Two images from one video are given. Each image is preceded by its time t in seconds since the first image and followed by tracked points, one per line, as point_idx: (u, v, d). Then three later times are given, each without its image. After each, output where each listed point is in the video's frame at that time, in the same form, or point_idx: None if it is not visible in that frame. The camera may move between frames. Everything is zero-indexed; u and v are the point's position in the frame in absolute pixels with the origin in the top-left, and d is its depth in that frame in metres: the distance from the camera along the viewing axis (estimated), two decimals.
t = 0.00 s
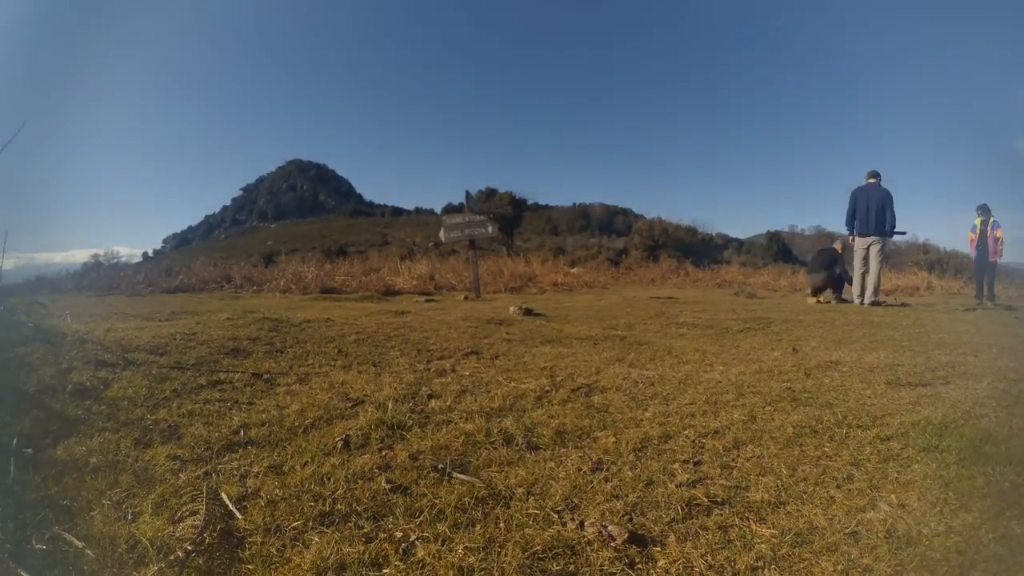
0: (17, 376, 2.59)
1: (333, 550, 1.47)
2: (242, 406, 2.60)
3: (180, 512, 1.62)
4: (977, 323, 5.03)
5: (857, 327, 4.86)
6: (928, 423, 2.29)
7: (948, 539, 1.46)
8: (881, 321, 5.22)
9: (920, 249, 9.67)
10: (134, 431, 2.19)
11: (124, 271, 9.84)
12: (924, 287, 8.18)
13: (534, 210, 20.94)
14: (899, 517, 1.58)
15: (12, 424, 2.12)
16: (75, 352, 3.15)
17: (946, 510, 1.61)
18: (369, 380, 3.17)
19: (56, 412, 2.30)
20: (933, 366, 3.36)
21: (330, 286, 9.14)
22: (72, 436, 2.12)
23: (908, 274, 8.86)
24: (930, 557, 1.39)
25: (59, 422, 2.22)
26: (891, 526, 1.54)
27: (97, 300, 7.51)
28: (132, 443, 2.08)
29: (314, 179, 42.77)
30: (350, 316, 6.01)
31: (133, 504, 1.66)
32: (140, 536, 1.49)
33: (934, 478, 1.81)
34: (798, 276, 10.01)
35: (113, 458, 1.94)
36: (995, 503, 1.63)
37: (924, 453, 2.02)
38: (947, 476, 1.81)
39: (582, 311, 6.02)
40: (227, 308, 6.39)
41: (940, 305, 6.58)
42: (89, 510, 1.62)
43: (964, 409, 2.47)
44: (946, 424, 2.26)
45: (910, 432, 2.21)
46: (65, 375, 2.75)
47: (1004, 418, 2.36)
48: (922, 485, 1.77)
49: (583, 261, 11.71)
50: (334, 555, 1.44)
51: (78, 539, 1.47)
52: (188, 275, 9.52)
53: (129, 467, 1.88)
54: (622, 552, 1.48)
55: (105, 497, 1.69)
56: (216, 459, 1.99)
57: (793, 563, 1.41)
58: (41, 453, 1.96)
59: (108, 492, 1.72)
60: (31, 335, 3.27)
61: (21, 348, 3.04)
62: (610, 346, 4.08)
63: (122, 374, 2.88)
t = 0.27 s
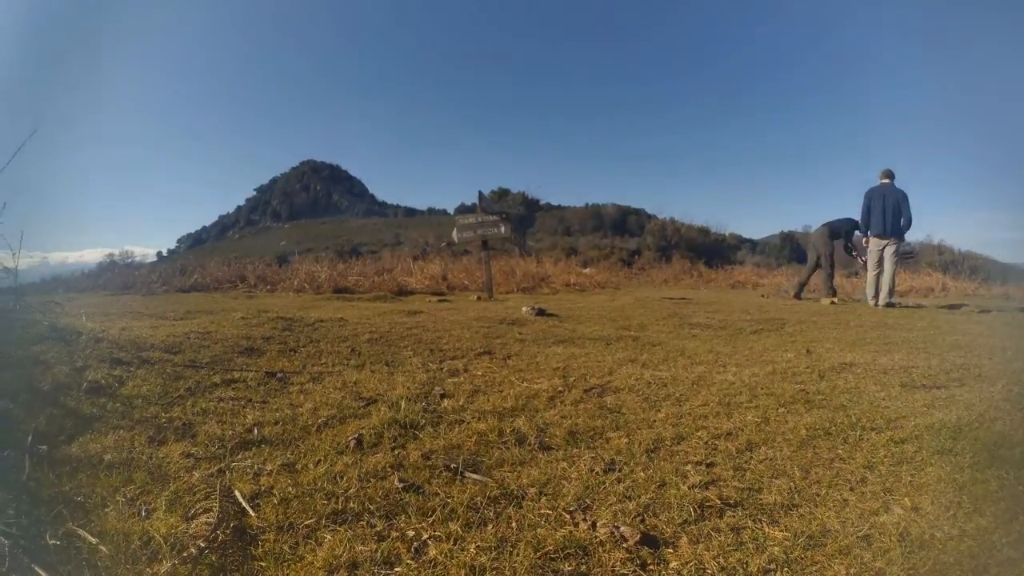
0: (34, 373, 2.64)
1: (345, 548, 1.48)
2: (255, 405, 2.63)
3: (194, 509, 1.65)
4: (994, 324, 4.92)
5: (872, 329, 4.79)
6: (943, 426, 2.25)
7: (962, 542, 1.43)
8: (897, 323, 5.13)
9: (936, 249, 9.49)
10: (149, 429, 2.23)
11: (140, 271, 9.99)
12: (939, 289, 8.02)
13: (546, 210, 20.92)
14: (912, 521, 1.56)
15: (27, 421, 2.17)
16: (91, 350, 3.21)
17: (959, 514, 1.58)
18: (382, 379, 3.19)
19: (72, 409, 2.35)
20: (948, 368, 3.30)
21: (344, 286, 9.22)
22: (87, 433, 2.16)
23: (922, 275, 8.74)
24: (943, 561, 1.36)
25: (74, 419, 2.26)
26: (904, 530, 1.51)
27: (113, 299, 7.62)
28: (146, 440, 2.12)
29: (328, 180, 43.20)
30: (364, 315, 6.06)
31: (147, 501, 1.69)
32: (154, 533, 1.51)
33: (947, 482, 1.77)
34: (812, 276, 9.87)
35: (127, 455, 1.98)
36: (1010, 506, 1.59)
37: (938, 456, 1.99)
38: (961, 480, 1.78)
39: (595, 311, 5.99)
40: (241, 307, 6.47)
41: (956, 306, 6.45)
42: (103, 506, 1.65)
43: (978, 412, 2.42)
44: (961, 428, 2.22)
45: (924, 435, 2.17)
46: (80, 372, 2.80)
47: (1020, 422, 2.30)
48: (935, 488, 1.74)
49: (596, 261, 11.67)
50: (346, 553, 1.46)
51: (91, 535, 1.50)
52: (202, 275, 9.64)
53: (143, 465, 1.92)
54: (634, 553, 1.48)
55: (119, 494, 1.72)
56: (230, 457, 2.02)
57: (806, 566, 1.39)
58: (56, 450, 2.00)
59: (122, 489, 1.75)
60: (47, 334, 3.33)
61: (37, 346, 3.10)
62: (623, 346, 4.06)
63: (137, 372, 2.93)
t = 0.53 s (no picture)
0: (50, 371, 2.69)
1: (357, 547, 1.50)
2: (269, 403, 2.67)
3: (207, 506, 1.68)
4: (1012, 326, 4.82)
5: (886, 331, 4.71)
6: (957, 430, 2.21)
7: (974, 547, 1.41)
8: (915, 325, 5.04)
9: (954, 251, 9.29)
10: (162, 427, 2.27)
11: (155, 271, 10.13)
12: (953, 292, 7.87)
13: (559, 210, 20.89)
14: (925, 525, 1.53)
15: (43, 418, 2.21)
16: (106, 348, 3.27)
17: (972, 518, 1.55)
18: (395, 379, 3.22)
19: (89, 406, 2.40)
20: (963, 371, 3.24)
21: (357, 286, 9.30)
22: (101, 430, 2.20)
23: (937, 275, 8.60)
24: (955, 565, 1.34)
25: (89, 417, 2.30)
26: (917, 534, 1.48)
27: (129, 299, 7.74)
28: (160, 438, 2.16)
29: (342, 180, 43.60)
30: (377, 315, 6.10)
31: (161, 497, 1.72)
32: (167, 529, 1.54)
33: (961, 486, 1.74)
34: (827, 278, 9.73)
35: (141, 453, 2.02)
36: None
37: (952, 460, 1.95)
38: (974, 484, 1.74)
39: (608, 312, 5.97)
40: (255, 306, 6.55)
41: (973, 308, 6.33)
42: (117, 502, 1.68)
43: (993, 415, 2.37)
44: (975, 431, 2.18)
45: (937, 439, 2.13)
46: (95, 371, 2.85)
47: None
48: (949, 492, 1.70)
49: (608, 262, 11.62)
50: (358, 552, 1.47)
51: (105, 531, 1.52)
52: (216, 275, 9.75)
53: (157, 462, 1.95)
54: (646, 555, 1.47)
55: (133, 491, 1.75)
56: (243, 455, 2.05)
57: (818, 570, 1.37)
58: (71, 446, 2.03)
59: (136, 486, 1.78)
60: (63, 332, 3.39)
61: (53, 344, 3.15)
62: (635, 347, 4.04)
63: (151, 370, 2.98)
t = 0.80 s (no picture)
0: (64, 370, 2.73)
1: (368, 545, 1.51)
2: (281, 402, 2.70)
3: (219, 504, 1.70)
4: None
5: (899, 332, 4.64)
6: (971, 432, 2.17)
7: (986, 551, 1.38)
8: (930, 326, 4.95)
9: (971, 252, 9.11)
10: (175, 424, 2.29)
11: (169, 271, 10.25)
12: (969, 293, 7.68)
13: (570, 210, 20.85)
14: (937, 528, 1.51)
15: (56, 415, 2.23)
16: (120, 347, 3.31)
17: (985, 521, 1.52)
18: (406, 378, 3.24)
19: (103, 404, 2.44)
20: (976, 372, 3.18)
21: (368, 285, 9.37)
22: (114, 427, 2.23)
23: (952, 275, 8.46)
24: (968, 569, 1.32)
25: (101, 415, 2.33)
26: (929, 537, 1.46)
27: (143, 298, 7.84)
28: (173, 435, 2.19)
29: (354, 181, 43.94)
30: (389, 314, 6.14)
31: (173, 494, 1.74)
32: (180, 525, 1.56)
33: (973, 488, 1.71)
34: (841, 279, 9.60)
35: (155, 450, 2.04)
36: None
37: (965, 462, 1.92)
38: (987, 486, 1.71)
39: (620, 312, 5.95)
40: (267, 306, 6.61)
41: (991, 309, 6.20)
42: (130, 498, 1.70)
43: (1008, 417, 2.33)
44: (990, 434, 2.14)
45: (950, 441, 2.10)
46: (108, 369, 2.88)
47: None
48: (962, 495, 1.67)
49: (620, 262, 11.56)
50: (369, 550, 1.49)
51: (118, 527, 1.54)
52: (228, 275, 9.85)
53: (170, 459, 1.97)
54: (657, 556, 1.47)
55: (145, 487, 1.77)
56: (255, 453, 2.08)
57: (830, 573, 1.36)
58: (84, 444, 2.06)
59: (149, 483, 1.80)
60: (77, 331, 3.43)
61: (67, 343, 3.20)
62: (646, 348, 4.02)
63: (164, 369, 3.03)
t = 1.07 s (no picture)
0: (78, 369, 2.78)
1: (380, 544, 1.53)
2: (294, 401, 2.74)
3: (232, 501, 1.73)
4: None
5: (913, 334, 4.56)
6: (986, 436, 2.13)
7: (999, 556, 1.35)
8: (948, 328, 4.85)
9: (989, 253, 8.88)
10: (189, 422, 2.33)
11: (184, 271, 10.39)
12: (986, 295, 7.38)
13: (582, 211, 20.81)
14: (951, 532, 1.48)
15: (71, 413, 2.27)
16: (134, 346, 3.36)
17: (999, 526, 1.49)
18: (419, 378, 3.26)
19: (118, 402, 2.49)
20: (993, 374, 3.12)
21: (381, 285, 9.44)
22: (129, 425, 2.27)
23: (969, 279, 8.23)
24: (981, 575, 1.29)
25: (115, 413, 2.37)
26: (942, 541, 1.44)
27: (158, 297, 7.96)
28: (186, 433, 2.22)
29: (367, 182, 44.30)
30: (401, 314, 6.18)
31: (187, 492, 1.77)
32: (193, 522, 1.58)
33: (987, 492, 1.67)
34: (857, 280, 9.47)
35: (168, 448, 2.08)
36: None
37: (980, 466, 1.88)
38: (1002, 491, 1.68)
39: (633, 313, 5.92)
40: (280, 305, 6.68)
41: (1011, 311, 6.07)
42: (144, 496, 1.73)
43: None
44: (1006, 438, 2.10)
45: (965, 445, 2.06)
46: (122, 368, 2.93)
47: None
48: (976, 499, 1.64)
49: (632, 263, 11.50)
50: (381, 549, 1.50)
51: (131, 523, 1.57)
52: (242, 275, 9.96)
53: (184, 457, 2.01)
54: (668, 557, 1.47)
55: (159, 485, 1.80)
56: (268, 452, 2.11)
57: None
58: (98, 442, 2.09)
59: (162, 480, 1.84)
60: (91, 330, 3.49)
61: (82, 342, 3.25)
62: (658, 349, 4.00)
63: (178, 368, 3.08)
